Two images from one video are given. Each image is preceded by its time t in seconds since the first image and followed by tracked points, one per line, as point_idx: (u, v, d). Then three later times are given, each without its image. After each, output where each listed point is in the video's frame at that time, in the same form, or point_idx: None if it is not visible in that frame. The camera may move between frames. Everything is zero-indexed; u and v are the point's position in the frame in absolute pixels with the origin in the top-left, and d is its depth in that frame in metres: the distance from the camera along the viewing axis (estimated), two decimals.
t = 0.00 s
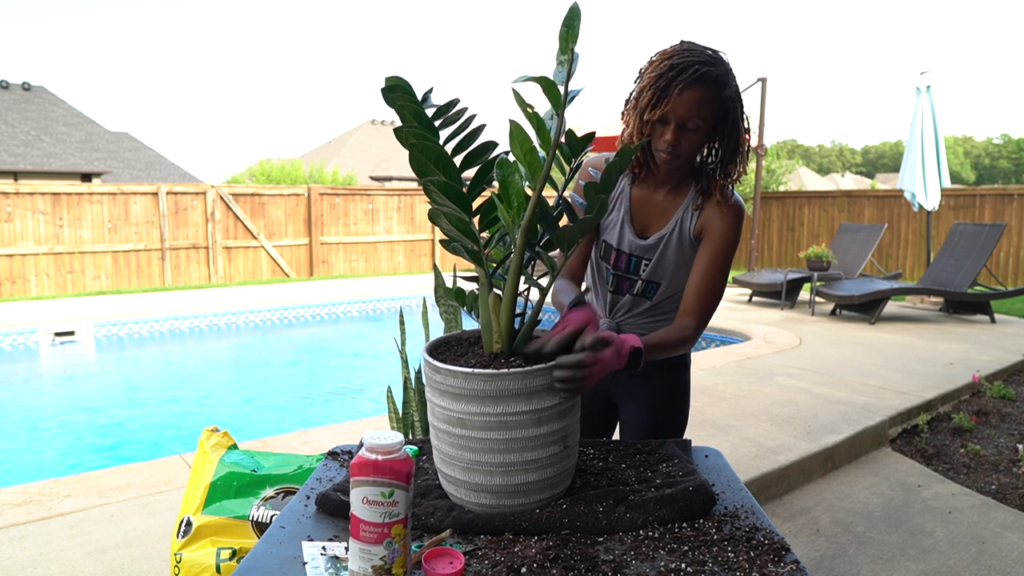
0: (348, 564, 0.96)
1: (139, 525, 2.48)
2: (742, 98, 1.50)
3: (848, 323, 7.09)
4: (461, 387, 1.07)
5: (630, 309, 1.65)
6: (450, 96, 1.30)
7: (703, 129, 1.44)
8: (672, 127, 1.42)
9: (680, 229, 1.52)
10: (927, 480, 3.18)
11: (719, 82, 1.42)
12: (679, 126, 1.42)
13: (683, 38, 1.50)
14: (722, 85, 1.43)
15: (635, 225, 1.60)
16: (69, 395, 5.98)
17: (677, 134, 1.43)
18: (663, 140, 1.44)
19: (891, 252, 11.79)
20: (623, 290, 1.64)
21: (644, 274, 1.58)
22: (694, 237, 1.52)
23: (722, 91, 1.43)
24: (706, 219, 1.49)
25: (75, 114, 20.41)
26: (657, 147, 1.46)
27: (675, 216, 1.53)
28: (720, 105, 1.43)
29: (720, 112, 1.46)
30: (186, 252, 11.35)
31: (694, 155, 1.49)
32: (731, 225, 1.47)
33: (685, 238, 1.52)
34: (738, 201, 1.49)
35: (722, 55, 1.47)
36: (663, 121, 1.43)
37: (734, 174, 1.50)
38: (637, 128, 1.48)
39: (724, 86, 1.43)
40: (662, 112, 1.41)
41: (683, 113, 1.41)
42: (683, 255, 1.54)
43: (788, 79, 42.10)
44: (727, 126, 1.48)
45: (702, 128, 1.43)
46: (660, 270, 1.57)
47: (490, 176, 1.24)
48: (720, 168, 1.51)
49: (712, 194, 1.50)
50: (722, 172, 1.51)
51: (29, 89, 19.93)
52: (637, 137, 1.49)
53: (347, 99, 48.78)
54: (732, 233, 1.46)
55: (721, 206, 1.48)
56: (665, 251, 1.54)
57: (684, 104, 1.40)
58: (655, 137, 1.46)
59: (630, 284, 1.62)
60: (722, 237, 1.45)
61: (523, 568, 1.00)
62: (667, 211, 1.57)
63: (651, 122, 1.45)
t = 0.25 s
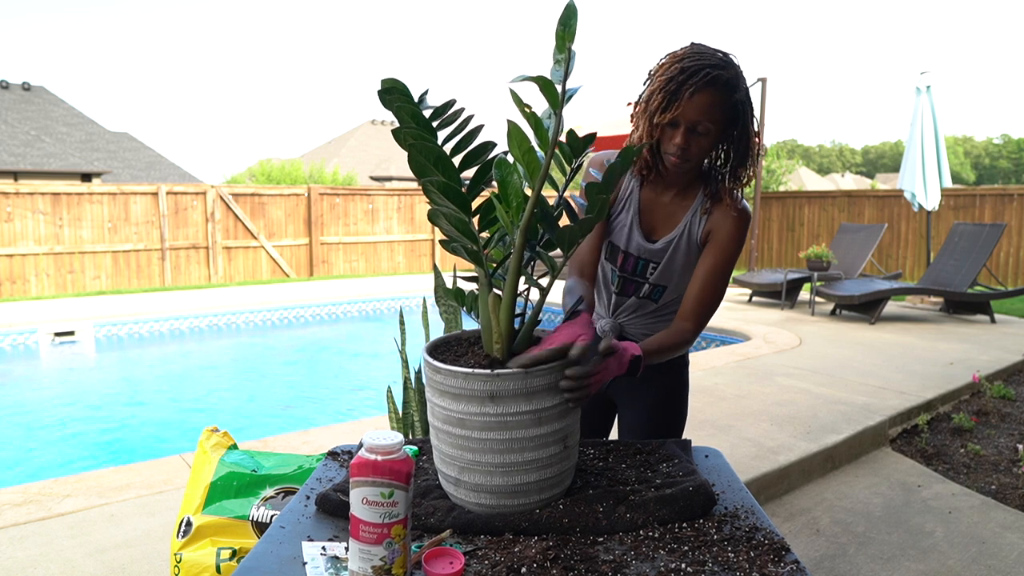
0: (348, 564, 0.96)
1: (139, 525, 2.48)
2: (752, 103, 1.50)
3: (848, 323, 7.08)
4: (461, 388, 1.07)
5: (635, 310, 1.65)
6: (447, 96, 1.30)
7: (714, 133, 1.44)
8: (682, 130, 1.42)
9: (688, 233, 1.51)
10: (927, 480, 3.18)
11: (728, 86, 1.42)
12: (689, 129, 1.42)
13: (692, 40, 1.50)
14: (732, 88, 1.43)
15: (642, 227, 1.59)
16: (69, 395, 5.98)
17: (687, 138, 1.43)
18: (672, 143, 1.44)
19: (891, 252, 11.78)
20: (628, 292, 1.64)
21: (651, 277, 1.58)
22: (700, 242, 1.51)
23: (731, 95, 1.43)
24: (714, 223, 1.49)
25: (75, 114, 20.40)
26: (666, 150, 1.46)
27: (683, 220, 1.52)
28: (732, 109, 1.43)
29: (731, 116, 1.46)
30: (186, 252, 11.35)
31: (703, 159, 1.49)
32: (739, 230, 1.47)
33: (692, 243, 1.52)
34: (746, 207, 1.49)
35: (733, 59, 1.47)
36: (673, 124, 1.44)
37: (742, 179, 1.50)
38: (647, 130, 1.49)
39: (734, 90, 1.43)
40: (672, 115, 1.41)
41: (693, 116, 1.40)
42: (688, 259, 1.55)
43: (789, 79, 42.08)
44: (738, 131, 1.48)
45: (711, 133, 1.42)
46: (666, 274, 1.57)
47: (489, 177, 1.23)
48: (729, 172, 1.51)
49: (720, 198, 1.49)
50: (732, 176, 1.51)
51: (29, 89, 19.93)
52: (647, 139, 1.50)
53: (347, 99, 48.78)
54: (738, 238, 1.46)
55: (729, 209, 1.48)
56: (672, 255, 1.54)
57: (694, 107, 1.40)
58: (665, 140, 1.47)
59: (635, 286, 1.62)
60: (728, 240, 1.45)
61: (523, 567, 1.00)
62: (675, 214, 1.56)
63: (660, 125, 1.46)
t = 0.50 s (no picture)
0: (348, 563, 0.96)
1: (139, 525, 2.48)
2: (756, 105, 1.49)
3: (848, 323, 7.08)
4: (460, 387, 1.07)
5: (632, 309, 1.65)
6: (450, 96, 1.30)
7: (717, 134, 1.44)
8: (685, 131, 1.42)
9: (687, 234, 1.51)
10: (927, 480, 3.18)
11: (732, 88, 1.42)
12: (692, 130, 1.42)
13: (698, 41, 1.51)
14: (736, 90, 1.42)
15: (643, 226, 1.59)
16: (68, 395, 5.98)
17: (689, 138, 1.43)
18: (675, 144, 1.44)
19: (891, 252, 11.78)
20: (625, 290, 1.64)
21: (649, 277, 1.58)
22: (699, 242, 1.51)
23: (734, 97, 1.43)
24: (713, 224, 1.49)
25: (75, 114, 20.40)
26: (668, 150, 1.46)
27: (683, 219, 1.52)
28: (735, 111, 1.43)
29: (734, 117, 1.45)
30: (186, 252, 11.35)
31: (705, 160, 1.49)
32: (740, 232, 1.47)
33: (691, 245, 1.52)
34: (746, 211, 1.49)
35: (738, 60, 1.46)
36: (676, 125, 1.44)
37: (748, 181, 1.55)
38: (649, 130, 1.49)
39: (737, 92, 1.42)
40: (675, 115, 1.41)
41: (696, 116, 1.40)
42: (687, 260, 1.55)
43: (789, 79, 42.08)
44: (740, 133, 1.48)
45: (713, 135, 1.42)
46: (664, 274, 1.57)
47: (490, 176, 1.23)
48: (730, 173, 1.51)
49: (721, 200, 1.49)
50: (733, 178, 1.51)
51: (29, 89, 19.93)
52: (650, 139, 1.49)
53: (347, 99, 48.80)
54: (737, 239, 1.46)
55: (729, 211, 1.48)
56: (671, 255, 1.54)
57: (698, 108, 1.39)
58: (667, 140, 1.47)
59: (633, 285, 1.62)
60: (727, 242, 1.45)
61: (523, 568, 1.00)
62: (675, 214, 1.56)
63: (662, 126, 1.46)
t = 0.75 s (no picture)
0: (348, 564, 0.96)
1: (139, 525, 2.48)
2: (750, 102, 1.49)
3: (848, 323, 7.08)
4: (460, 387, 1.07)
5: (633, 308, 1.68)
6: (449, 94, 1.30)
7: (712, 130, 1.44)
8: (679, 128, 1.42)
9: (687, 233, 1.51)
10: (927, 480, 3.18)
11: (724, 82, 1.42)
12: (687, 126, 1.41)
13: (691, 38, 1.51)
14: (727, 85, 1.42)
15: (643, 226, 1.59)
16: (68, 395, 5.98)
17: (684, 135, 1.43)
18: (670, 142, 1.44)
19: (891, 252, 11.78)
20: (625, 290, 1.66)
21: (649, 276, 1.59)
22: (700, 242, 1.52)
23: (728, 92, 1.43)
24: (713, 224, 1.49)
25: (75, 114, 20.41)
26: (664, 148, 1.46)
27: (683, 219, 1.52)
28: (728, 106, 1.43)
29: (728, 112, 1.45)
30: (186, 251, 11.35)
31: (701, 157, 1.49)
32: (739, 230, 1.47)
33: (691, 244, 1.52)
34: (744, 207, 1.50)
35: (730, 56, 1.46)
36: (670, 122, 1.44)
37: (739, 176, 1.49)
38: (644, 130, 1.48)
39: (730, 87, 1.42)
40: (669, 113, 1.41)
41: (689, 113, 1.40)
42: (687, 260, 1.55)
43: (789, 79, 42.07)
44: (735, 129, 1.47)
45: (709, 130, 1.42)
46: (664, 272, 1.58)
47: (490, 176, 1.23)
48: (727, 169, 1.51)
49: (719, 197, 1.49)
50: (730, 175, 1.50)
51: (30, 89, 19.94)
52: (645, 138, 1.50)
53: (347, 99, 48.79)
54: (738, 237, 1.47)
55: (728, 208, 1.48)
56: (671, 254, 1.55)
57: (690, 104, 1.39)
58: (662, 139, 1.46)
59: (634, 284, 1.64)
60: (727, 241, 1.46)
61: (523, 567, 1.00)
62: (674, 213, 1.56)
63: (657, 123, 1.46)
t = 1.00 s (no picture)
0: (348, 564, 0.96)
1: (139, 525, 2.48)
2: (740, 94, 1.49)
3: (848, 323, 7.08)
4: (460, 387, 1.07)
5: (633, 306, 1.65)
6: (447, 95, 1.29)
7: (700, 123, 1.44)
8: (666, 123, 1.44)
9: (687, 226, 1.51)
10: (927, 480, 3.18)
11: (708, 72, 1.42)
12: (672, 120, 1.43)
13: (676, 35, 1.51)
14: (713, 74, 1.42)
15: (641, 222, 1.59)
16: (68, 395, 5.97)
17: (672, 128, 1.44)
18: (658, 136, 1.46)
19: (891, 252, 11.78)
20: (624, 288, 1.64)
21: (648, 271, 1.58)
22: (700, 235, 1.51)
23: (714, 82, 1.43)
24: (712, 216, 1.49)
25: (75, 114, 20.41)
26: (654, 143, 1.48)
27: (681, 214, 1.52)
28: (715, 97, 1.43)
29: (715, 104, 1.45)
30: (186, 252, 11.35)
31: (694, 149, 1.49)
32: (738, 221, 1.47)
33: (690, 237, 1.52)
34: (742, 197, 1.49)
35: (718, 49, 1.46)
36: (657, 116, 1.45)
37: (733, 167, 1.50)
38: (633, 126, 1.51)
39: (715, 77, 1.42)
40: (655, 107, 1.43)
41: (675, 107, 1.41)
42: (687, 254, 1.54)
43: (789, 79, 42.07)
44: (726, 119, 1.47)
45: (695, 121, 1.43)
46: (664, 266, 1.56)
47: (490, 176, 1.23)
48: (720, 161, 1.51)
49: (716, 189, 1.49)
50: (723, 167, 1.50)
51: (29, 89, 19.94)
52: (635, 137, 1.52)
53: (347, 99, 48.80)
54: (740, 227, 1.47)
55: (725, 199, 1.48)
56: (670, 248, 1.54)
57: (676, 97, 1.40)
58: (651, 134, 1.48)
59: (633, 281, 1.61)
60: (730, 231, 1.47)
61: (523, 567, 1.00)
62: (672, 210, 1.56)
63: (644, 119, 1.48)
